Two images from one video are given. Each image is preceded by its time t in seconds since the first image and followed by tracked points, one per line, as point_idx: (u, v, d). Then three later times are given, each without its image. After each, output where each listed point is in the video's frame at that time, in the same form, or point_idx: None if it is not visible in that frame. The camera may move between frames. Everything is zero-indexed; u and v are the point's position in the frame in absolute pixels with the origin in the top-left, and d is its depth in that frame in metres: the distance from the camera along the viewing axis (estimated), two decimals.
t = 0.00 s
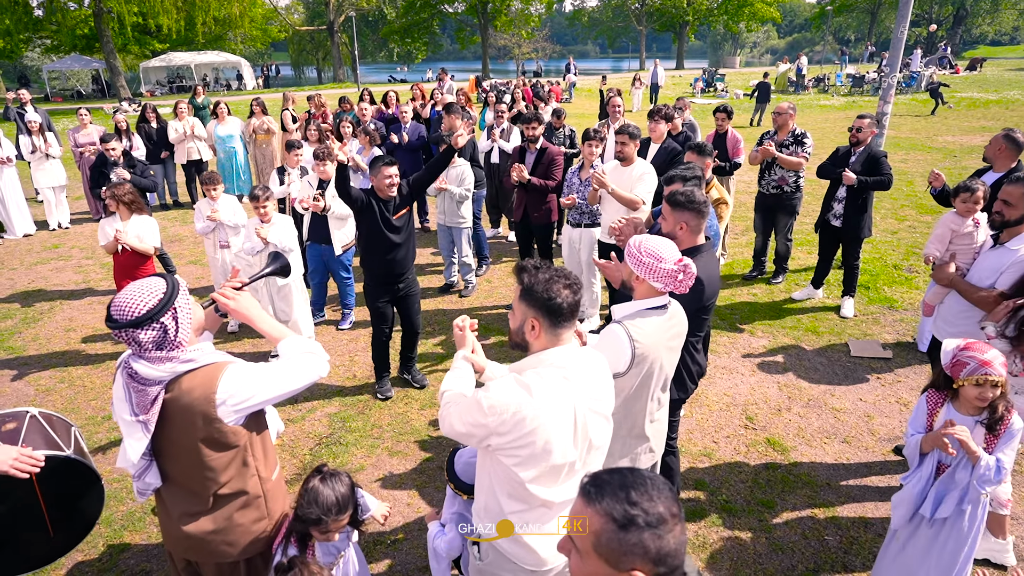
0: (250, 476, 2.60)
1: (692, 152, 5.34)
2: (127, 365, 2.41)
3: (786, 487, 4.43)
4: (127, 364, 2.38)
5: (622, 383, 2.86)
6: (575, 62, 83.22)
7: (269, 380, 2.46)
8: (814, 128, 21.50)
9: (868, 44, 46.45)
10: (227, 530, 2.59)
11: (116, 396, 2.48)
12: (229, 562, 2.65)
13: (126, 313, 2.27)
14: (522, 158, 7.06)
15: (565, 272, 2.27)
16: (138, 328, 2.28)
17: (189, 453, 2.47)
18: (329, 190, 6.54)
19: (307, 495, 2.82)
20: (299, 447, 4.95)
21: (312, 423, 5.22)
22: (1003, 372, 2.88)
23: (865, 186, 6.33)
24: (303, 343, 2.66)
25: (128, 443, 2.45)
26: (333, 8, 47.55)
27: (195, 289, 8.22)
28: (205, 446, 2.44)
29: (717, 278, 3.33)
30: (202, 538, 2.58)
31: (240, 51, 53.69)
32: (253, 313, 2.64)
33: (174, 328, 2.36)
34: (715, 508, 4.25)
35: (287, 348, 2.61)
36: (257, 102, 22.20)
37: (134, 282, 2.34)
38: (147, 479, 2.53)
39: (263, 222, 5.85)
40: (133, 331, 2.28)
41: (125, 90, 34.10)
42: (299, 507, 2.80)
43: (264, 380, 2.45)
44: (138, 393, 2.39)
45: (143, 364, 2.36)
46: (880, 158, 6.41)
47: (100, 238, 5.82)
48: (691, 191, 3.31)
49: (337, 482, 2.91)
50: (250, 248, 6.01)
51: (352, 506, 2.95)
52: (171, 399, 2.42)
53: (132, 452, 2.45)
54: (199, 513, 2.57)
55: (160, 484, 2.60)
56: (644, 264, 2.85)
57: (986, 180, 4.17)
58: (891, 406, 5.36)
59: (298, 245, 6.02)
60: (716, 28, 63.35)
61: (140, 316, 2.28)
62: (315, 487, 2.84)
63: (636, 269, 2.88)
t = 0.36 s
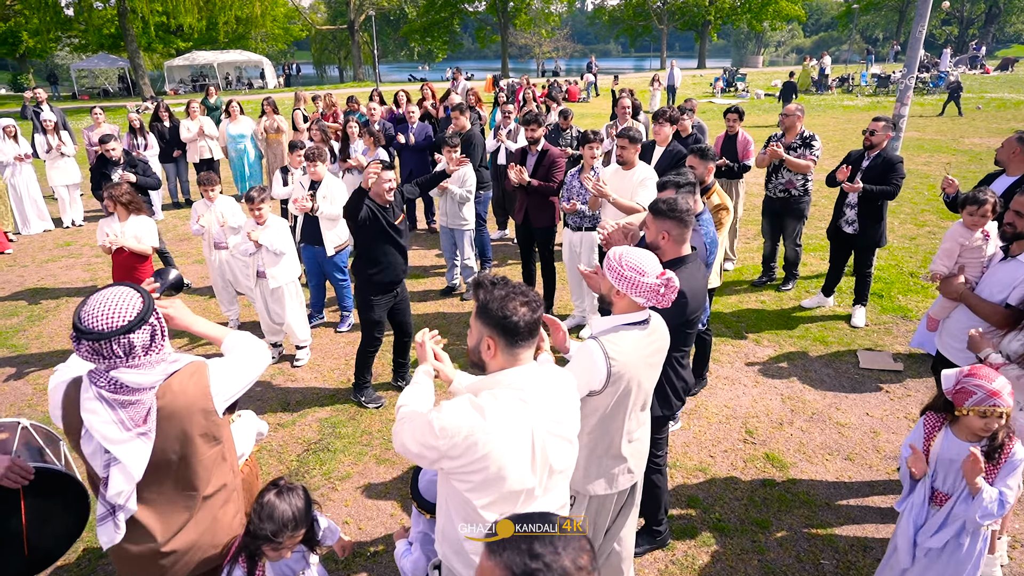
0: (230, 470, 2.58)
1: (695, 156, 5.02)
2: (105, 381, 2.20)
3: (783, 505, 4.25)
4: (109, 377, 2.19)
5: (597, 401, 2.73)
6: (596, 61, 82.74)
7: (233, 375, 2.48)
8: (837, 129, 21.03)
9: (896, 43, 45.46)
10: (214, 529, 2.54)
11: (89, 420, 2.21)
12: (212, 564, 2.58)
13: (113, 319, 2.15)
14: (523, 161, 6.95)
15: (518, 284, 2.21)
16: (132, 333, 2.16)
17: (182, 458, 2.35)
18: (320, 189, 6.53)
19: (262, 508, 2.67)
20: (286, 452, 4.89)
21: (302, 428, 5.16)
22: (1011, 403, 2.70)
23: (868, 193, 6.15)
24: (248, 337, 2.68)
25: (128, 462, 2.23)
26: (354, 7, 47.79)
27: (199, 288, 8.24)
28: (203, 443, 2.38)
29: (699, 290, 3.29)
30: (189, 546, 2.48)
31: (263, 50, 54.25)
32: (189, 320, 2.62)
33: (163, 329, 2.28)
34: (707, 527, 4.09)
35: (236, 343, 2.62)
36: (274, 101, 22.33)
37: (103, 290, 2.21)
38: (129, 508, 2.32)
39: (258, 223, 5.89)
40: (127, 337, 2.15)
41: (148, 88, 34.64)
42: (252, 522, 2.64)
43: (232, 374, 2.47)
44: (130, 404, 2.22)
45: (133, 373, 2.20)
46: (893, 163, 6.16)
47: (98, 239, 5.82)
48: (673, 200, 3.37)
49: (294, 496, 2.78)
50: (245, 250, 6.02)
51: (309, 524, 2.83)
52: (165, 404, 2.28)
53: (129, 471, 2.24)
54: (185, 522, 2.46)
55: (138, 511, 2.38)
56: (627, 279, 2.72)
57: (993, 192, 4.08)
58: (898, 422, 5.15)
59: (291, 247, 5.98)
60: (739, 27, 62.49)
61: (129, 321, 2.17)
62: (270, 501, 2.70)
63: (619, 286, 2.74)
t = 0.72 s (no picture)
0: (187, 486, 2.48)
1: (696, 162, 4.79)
2: (59, 398, 2.08)
3: (778, 527, 4.09)
4: (64, 396, 2.06)
5: (570, 423, 2.62)
6: (615, 61, 82.23)
7: (189, 389, 2.43)
8: (857, 130, 20.62)
9: (922, 43, 44.48)
10: (171, 547, 2.42)
11: (44, 439, 2.10)
12: None
13: (70, 334, 2.01)
14: (523, 165, 6.86)
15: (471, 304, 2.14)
16: (90, 347, 2.04)
17: (140, 474, 2.26)
18: (316, 192, 6.59)
19: (211, 526, 2.53)
20: (274, 459, 4.83)
21: (291, 434, 5.11)
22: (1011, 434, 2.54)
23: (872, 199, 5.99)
24: (202, 349, 2.63)
25: (86, 481, 2.13)
26: (372, 8, 47.97)
27: (202, 289, 8.25)
28: (160, 458, 2.28)
29: (684, 305, 3.21)
30: (148, 565, 2.36)
31: (283, 49, 54.73)
32: (143, 332, 2.59)
33: (123, 343, 2.16)
34: (697, 548, 3.94)
35: (191, 356, 2.58)
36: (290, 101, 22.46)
37: (59, 303, 2.06)
38: (93, 526, 2.21)
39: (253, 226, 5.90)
40: (85, 351, 2.03)
41: (169, 88, 35.10)
42: (202, 540, 2.51)
43: (187, 390, 2.42)
44: (86, 423, 2.11)
45: (90, 391, 2.08)
46: (905, 169, 5.94)
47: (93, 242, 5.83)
48: (659, 211, 3.29)
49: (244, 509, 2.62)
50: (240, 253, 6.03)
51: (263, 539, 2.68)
52: (124, 422, 2.19)
53: (87, 491, 2.15)
54: (143, 540, 2.35)
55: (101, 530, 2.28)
56: (611, 295, 2.53)
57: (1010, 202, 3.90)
58: (905, 439, 4.94)
59: (286, 249, 5.97)
60: (761, 26, 61.64)
61: (88, 335, 2.05)
62: (219, 518, 2.55)
63: (604, 304, 2.54)
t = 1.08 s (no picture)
0: (125, 519, 2.35)
1: (692, 165, 4.70)
2: None
3: (768, 545, 3.95)
4: None
5: (537, 439, 2.53)
6: (633, 61, 81.71)
7: (137, 419, 2.20)
8: (876, 131, 20.21)
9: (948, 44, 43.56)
10: None
11: None
12: None
13: None
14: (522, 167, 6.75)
15: (416, 316, 2.06)
16: None
17: (51, 500, 2.16)
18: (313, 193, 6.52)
19: (159, 527, 2.45)
20: (259, 464, 4.79)
21: (279, 438, 5.06)
22: (995, 454, 2.42)
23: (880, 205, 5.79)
24: (176, 376, 2.39)
25: None
26: (390, 7, 48.11)
27: (204, 288, 8.25)
28: (69, 489, 2.15)
29: (667, 317, 3.10)
30: None
31: (302, 49, 55.14)
32: (119, 347, 2.37)
33: (30, 365, 2.13)
34: (683, 566, 3.82)
35: (161, 382, 2.34)
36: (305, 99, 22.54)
37: None
38: None
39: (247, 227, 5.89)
40: None
41: (188, 87, 35.47)
42: (149, 542, 2.42)
43: (134, 420, 2.18)
44: None
45: None
46: (914, 174, 5.75)
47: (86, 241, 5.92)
48: (642, 219, 3.17)
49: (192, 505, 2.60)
50: (233, 254, 6.03)
51: (215, 538, 2.67)
52: (25, 449, 2.09)
53: None
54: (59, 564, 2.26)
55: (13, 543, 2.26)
56: (579, 308, 2.44)
57: (1013, 208, 3.78)
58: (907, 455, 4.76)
59: (280, 251, 5.96)
60: (782, 26, 60.87)
61: None
62: (167, 516, 2.49)
63: (571, 317, 2.45)
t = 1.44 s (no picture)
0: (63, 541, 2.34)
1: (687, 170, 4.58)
2: None
3: (759, 567, 3.80)
4: None
5: (502, 459, 2.42)
6: (651, 60, 81.11)
7: (73, 441, 2.21)
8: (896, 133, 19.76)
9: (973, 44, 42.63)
10: None
11: None
12: None
13: None
14: (520, 170, 6.64)
15: (353, 334, 1.93)
16: None
17: None
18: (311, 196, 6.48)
19: (112, 524, 2.46)
20: (245, 470, 4.73)
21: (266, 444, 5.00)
22: (974, 480, 2.28)
23: (890, 212, 5.58)
24: (120, 396, 2.35)
25: None
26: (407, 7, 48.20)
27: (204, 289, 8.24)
28: None
29: (648, 331, 2.96)
30: None
31: (320, 49, 55.46)
32: (66, 364, 2.34)
33: None
34: None
35: (102, 406, 2.29)
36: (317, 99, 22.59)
37: None
38: None
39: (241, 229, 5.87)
40: None
41: (206, 86, 35.78)
42: (99, 540, 2.43)
43: (70, 441, 2.21)
44: None
45: None
46: (925, 181, 5.54)
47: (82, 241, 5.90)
48: (624, 228, 3.05)
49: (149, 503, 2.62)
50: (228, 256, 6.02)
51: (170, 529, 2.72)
52: None
53: None
54: None
55: None
56: (549, 324, 2.30)
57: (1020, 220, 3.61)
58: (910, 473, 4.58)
59: (274, 254, 5.94)
60: (803, 26, 60.01)
61: None
62: (121, 511, 2.49)
63: (541, 335, 2.29)
